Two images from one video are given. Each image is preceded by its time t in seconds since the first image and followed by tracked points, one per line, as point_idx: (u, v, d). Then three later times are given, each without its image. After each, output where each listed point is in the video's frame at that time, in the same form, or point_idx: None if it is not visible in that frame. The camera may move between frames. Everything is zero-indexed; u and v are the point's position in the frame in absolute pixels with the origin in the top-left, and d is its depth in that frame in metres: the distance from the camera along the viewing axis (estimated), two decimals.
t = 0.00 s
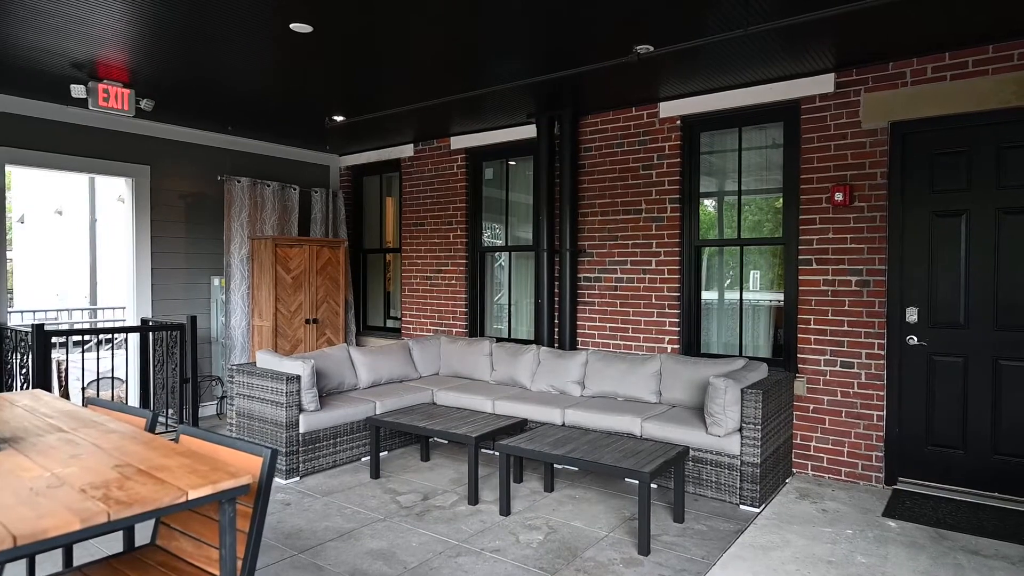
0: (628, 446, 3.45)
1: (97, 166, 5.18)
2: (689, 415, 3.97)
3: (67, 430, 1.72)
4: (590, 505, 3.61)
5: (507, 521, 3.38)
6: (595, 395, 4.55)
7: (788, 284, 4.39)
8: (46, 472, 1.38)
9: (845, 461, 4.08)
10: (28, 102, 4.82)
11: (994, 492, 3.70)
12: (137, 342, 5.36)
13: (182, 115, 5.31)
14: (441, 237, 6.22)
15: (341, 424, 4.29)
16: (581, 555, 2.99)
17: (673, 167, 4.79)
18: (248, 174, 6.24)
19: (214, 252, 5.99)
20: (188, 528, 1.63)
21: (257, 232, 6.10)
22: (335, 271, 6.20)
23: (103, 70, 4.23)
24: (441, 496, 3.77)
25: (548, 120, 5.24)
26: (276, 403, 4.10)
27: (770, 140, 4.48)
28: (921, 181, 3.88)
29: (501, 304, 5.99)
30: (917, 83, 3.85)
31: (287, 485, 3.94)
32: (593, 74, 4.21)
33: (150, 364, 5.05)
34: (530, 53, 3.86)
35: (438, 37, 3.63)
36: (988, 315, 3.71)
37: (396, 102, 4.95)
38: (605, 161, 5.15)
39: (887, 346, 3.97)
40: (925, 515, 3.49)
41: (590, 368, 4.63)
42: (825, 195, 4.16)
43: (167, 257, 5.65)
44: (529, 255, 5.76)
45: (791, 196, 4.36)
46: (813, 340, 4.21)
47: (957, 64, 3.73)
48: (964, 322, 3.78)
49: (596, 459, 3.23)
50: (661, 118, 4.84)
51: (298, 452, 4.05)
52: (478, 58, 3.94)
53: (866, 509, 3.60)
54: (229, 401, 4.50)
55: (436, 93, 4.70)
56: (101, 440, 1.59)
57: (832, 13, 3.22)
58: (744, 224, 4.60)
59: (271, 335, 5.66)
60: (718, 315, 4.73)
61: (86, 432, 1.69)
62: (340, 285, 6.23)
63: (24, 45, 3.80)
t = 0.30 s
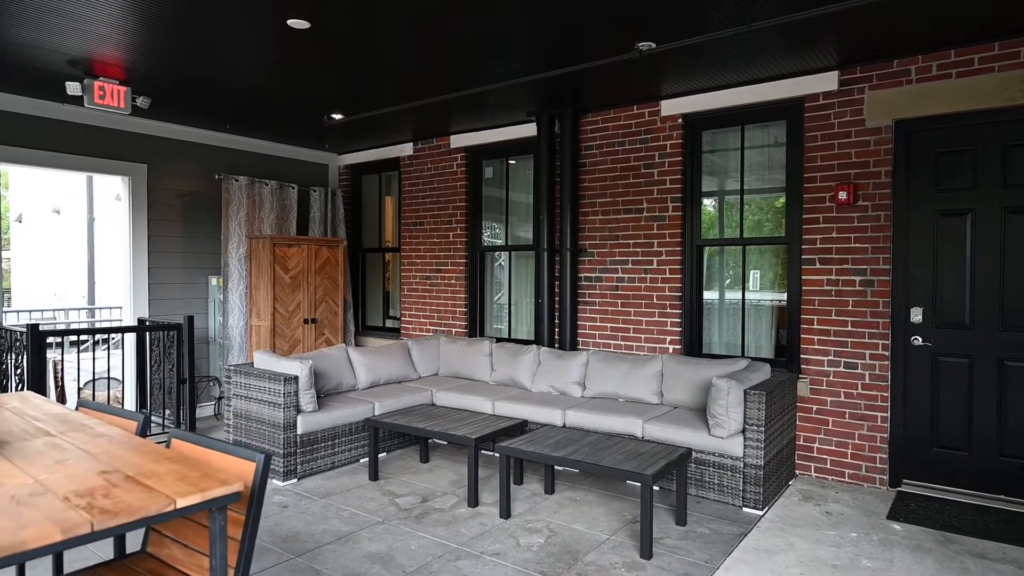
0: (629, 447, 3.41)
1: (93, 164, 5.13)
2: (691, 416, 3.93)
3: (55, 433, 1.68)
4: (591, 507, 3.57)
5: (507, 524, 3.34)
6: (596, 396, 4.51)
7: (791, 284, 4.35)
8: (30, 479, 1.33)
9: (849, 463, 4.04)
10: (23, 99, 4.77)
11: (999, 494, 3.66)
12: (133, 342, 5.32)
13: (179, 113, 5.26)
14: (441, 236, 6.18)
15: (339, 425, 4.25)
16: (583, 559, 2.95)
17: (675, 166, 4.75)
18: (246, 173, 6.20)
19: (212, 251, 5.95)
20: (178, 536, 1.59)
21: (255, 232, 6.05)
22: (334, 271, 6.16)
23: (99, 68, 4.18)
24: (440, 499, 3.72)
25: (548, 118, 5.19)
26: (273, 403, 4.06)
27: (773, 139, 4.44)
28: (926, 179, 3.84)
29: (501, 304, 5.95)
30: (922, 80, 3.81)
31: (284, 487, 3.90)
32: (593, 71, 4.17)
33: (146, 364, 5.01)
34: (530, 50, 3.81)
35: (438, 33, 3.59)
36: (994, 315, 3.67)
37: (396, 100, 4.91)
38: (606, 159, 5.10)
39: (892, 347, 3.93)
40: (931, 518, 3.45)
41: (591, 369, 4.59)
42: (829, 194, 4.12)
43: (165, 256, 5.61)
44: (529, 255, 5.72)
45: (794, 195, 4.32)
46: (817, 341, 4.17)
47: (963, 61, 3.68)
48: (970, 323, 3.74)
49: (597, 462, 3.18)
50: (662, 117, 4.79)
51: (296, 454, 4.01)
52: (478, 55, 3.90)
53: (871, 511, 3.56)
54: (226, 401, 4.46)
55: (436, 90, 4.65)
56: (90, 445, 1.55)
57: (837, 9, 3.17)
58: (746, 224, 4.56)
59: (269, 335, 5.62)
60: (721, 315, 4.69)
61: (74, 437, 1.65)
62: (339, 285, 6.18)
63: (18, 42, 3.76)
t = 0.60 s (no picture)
0: (632, 450, 3.36)
1: (90, 163, 5.08)
2: (694, 418, 3.88)
3: (43, 438, 1.63)
4: (593, 510, 3.53)
5: (508, 527, 3.30)
6: (597, 397, 4.46)
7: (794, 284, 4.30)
8: (14, 486, 1.29)
9: (854, 465, 4.00)
10: (19, 97, 4.72)
11: (1006, 497, 3.61)
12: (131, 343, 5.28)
13: (177, 112, 5.22)
14: (441, 236, 6.14)
15: (338, 427, 4.21)
16: (585, 563, 2.90)
17: (677, 165, 4.70)
18: (244, 172, 6.15)
19: (210, 251, 5.90)
20: (171, 544, 1.54)
21: (253, 231, 6.01)
22: (333, 271, 6.11)
23: (95, 65, 4.14)
24: (440, 501, 3.68)
25: (549, 117, 5.14)
26: (271, 405, 4.01)
27: (776, 137, 4.40)
28: (932, 177, 3.79)
29: (501, 304, 5.91)
30: (927, 78, 3.76)
31: (282, 490, 3.85)
32: (594, 69, 4.12)
33: (144, 365, 4.96)
34: (532, 47, 3.76)
35: (438, 30, 3.54)
36: (1000, 315, 3.62)
37: (395, 98, 4.87)
38: (607, 158, 5.06)
39: (897, 347, 3.88)
40: (937, 521, 3.40)
41: (593, 369, 4.54)
42: (833, 193, 4.07)
43: (162, 256, 5.57)
44: (530, 254, 5.67)
45: (797, 195, 4.28)
46: (821, 341, 4.12)
47: (969, 58, 3.64)
48: (976, 323, 3.69)
49: (599, 464, 3.14)
50: (664, 115, 4.75)
51: (294, 456, 3.96)
52: (478, 52, 3.85)
53: (876, 514, 3.51)
54: (224, 402, 4.42)
55: (436, 89, 4.61)
56: (78, 451, 1.51)
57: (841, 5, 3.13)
58: (749, 224, 4.52)
59: (268, 335, 5.58)
60: (723, 315, 4.65)
61: (63, 442, 1.60)
62: (338, 285, 6.14)
63: (12, 39, 3.71)
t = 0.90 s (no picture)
0: (634, 452, 3.32)
1: (87, 163, 5.04)
2: (697, 419, 3.84)
3: (31, 444, 1.59)
4: (595, 513, 3.48)
5: (509, 531, 3.25)
6: (599, 398, 4.42)
7: (798, 284, 4.26)
8: None
9: (859, 468, 3.95)
10: (15, 96, 4.68)
11: (1014, 500, 3.56)
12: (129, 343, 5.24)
13: (175, 111, 5.18)
14: (441, 236, 6.09)
15: (337, 428, 4.16)
16: (587, 568, 2.86)
17: (680, 164, 4.65)
18: (243, 171, 6.11)
19: (209, 252, 5.86)
20: (161, 552, 1.50)
21: (252, 231, 5.96)
22: (332, 271, 6.06)
23: (91, 63, 4.09)
24: (440, 504, 3.63)
25: (550, 116, 5.10)
26: (270, 407, 3.97)
27: (780, 136, 4.35)
28: (938, 175, 3.75)
29: (502, 304, 5.86)
30: (933, 75, 3.71)
31: (281, 492, 3.81)
32: (595, 67, 4.08)
33: (141, 366, 4.92)
34: (533, 44, 3.71)
35: (438, 27, 3.49)
36: (1007, 316, 3.58)
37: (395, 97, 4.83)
38: (609, 157, 5.02)
39: (903, 348, 3.83)
40: (944, 524, 3.36)
41: (595, 370, 4.50)
42: (838, 192, 4.03)
43: (161, 256, 5.52)
44: (531, 254, 5.63)
45: (801, 194, 4.23)
46: (825, 342, 4.07)
47: (976, 55, 3.59)
48: (983, 324, 3.65)
49: (601, 467, 3.09)
50: (667, 114, 4.70)
51: (293, 458, 3.92)
52: (479, 50, 3.81)
53: (882, 517, 3.47)
54: (222, 404, 4.37)
55: (436, 87, 4.57)
56: (66, 458, 1.47)
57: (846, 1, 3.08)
58: (752, 223, 4.47)
59: (267, 336, 5.54)
60: (726, 315, 4.60)
61: (51, 448, 1.56)
62: (337, 285, 6.09)
63: (7, 36, 3.67)
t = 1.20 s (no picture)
0: (636, 455, 3.27)
1: (83, 161, 4.99)
2: (699, 421, 3.80)
3: (17, 449, 1.55)
4: (596, 516, 3.44)
5: (508, 535, 3.21)
6: (600, 399, 4.38)
7: (801, 285, 4.22)
8: None
9: (862, 470, 3.91)
10: (10, 94, 4.63)
11: (1019, 503, 3.53)
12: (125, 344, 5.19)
13: (171, 109, 5.13)
14: (440, 236, 6.05)
15: (335, 430, 4.12)
16: (588, 572, 2.82)
17: (681, 163, 4.61)
18: (240, 170, 6.06)
19: (206, 251, 5.81)
20: (152, 562, 1.47)
21: (250, 230, 5.92)
22: (331, 271, 6.01)
23: (86, 61, 4.05)
24: (439, 507, 3.59)
25: (551, 114, 5.05)
26: (267, 408, 3.92)
27: (782, 135, 4.31)
28: (943, 174, 3.71)
29: (501, 305, 5.82)
30: (938, 73, 3.67)
31: (278, 495, 3.77)
32: (596, 65, 4.04)
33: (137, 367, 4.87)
34: (533, 42, 3.67)
35: (437, 24, 3.45)
36: (1012, 317, 3.54)
37: (393, 95, 4.79)
38: (609, 156, 4.97)
39: (907, 349, 3.79)
40: (949, 528, 3.32)
41: (595, 371, 4.45)
42: (841, 191, 3.98)
43: (157, 256, 5.48)
44: (531, 254, 5.58)
45: (804, 194, 4.19)
46: (828, 343, 4.03)
47: (981, 53, 3.55)
48: (988, 325, 3.61)
49: (602, 470, 3.05)
50: (668, 112, 4.66)
51: (290, 460, 3.88)
52: (479, 47, 3.77)
53: (886, 521, 3.43)
54: (219, 405, 4.32)
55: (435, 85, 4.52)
56: (51, 465, 1.42)
57: None
58: (754, 223, 4.43)
59: (265, 337, 5.49)
60: (728, 316, 4.56)
61: (37, 453, 1.52)
62: (335, 285, 6.04)
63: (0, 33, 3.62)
